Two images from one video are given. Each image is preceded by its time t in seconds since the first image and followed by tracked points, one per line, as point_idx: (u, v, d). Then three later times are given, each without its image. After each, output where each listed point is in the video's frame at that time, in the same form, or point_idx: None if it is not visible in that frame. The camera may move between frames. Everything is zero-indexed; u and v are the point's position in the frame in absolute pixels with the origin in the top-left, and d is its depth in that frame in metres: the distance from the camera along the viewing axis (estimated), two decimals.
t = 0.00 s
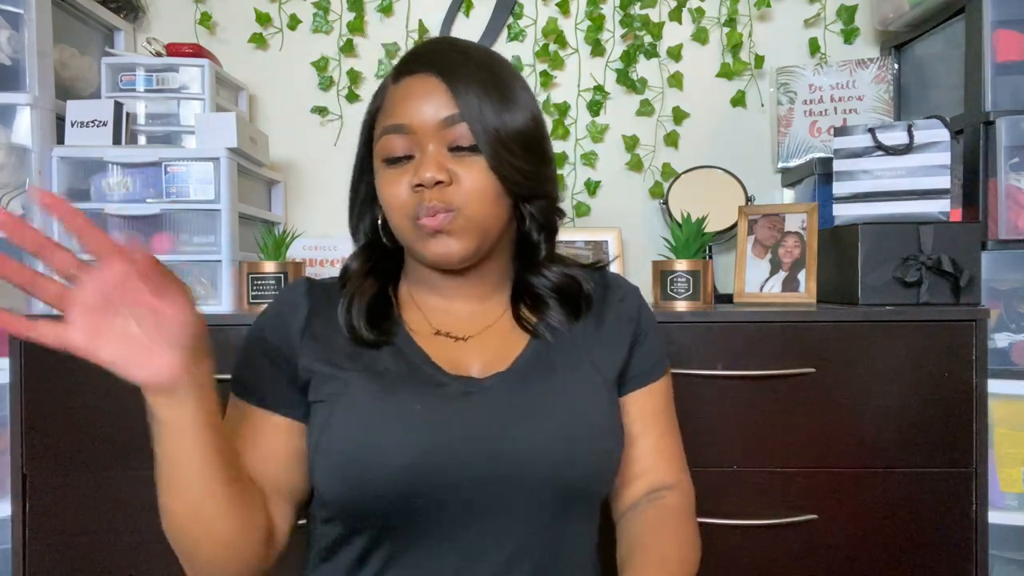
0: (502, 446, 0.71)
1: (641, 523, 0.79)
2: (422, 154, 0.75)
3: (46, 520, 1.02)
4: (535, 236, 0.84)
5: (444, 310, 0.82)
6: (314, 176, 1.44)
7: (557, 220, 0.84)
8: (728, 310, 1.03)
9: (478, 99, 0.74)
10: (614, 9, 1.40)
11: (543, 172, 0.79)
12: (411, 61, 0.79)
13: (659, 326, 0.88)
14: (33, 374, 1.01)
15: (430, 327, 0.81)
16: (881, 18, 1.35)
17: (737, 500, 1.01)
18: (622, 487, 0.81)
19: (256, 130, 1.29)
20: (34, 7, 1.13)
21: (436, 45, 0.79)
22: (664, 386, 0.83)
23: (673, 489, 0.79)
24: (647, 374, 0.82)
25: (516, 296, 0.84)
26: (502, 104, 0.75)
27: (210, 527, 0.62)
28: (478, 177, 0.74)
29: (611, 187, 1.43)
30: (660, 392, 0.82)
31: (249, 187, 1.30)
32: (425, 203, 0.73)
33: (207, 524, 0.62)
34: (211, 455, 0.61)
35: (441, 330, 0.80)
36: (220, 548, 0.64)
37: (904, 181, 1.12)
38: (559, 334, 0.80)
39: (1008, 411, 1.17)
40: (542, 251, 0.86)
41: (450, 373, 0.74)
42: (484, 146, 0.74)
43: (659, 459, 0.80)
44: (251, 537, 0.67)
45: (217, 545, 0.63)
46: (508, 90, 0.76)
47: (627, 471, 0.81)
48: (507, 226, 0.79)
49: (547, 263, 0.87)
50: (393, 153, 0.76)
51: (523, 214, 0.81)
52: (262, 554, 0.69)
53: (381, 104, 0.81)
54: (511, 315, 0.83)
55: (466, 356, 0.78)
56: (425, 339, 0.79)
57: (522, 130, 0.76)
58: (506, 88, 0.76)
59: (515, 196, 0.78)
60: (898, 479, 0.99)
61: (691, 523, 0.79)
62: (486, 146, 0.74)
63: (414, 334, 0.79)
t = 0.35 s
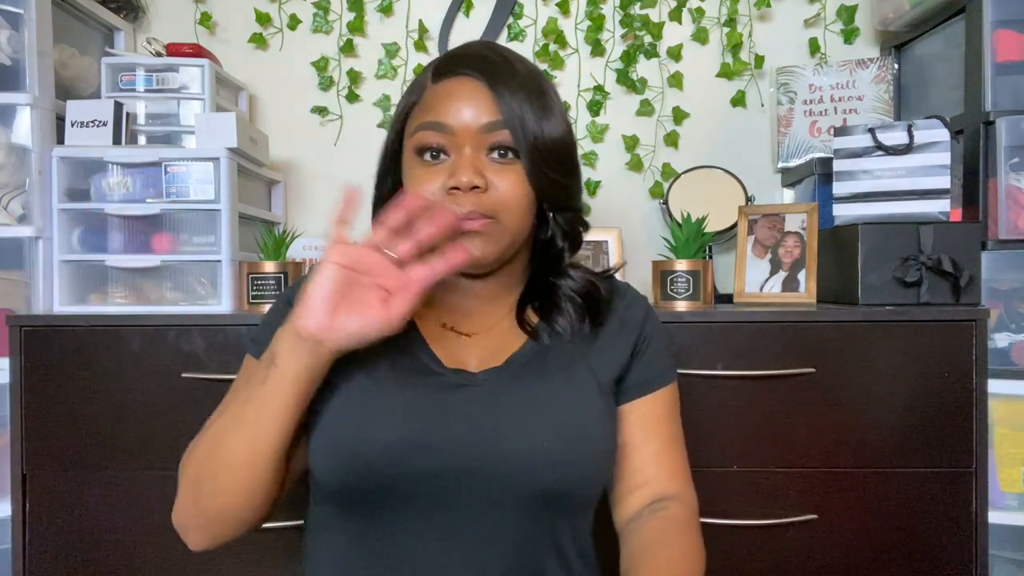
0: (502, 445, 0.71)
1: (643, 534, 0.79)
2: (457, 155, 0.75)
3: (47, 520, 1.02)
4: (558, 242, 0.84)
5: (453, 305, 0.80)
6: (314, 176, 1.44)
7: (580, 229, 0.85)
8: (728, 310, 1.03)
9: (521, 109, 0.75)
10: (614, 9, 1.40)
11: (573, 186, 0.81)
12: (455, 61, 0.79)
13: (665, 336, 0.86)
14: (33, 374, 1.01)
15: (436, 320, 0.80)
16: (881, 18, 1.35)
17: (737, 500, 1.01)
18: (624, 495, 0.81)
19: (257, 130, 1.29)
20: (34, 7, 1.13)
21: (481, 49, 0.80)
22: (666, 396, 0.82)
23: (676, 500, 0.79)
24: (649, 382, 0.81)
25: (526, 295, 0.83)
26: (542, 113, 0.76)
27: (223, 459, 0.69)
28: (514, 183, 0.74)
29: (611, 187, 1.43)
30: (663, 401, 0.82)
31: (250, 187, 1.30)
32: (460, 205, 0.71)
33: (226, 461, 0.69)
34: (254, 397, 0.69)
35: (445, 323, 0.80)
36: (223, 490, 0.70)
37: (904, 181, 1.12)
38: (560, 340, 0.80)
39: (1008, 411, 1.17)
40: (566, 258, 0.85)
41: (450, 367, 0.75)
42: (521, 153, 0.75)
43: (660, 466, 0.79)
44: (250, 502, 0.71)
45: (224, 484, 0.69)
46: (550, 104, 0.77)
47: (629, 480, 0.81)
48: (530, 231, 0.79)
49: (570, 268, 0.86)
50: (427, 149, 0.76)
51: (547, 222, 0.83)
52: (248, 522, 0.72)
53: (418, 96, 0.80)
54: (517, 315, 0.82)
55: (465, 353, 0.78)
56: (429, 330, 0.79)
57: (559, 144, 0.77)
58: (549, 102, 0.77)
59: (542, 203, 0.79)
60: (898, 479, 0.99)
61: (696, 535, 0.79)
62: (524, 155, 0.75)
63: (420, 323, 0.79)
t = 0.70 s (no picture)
0: (503, 445, 0.71)
1: (641, 538, 0.80)
2: (482, 176, 0.75)
3: (47, 520, 1.02)
4: (598, 270, 0.84)
5: (465, 311, 0.82)
6: (314, 176, 1.44)
7: (619, 261, 0.85)
8: (728, 310, 1.03)
9: (559, 142, 0.74)
10: (614, 9, 1.40)
11: (605, 219, 0.80)
12: (497, 74, 0.77)
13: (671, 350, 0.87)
14: (33, 374, 1.01)
15: (447, 322, 0.81)
16: (881, 18, 1.35)
17: (737, 500, 1.01)
18: (622, 502, 0.82)
19: (257, 130, 1.29)
20: (34, 7, 1.13)
21: (529, 65, 0.77)
22: (671, 409, 0.83)
23: (676, 510, 0.81)
24: (655, 394, 0.82)
25: (547, 307, 0.84)
26: (576, 146, 0.75)
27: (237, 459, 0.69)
28: (535, 214, 0.75)
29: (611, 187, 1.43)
30: (666, 412, 0.83)
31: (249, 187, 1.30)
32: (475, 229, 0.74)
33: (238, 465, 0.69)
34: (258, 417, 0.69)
35: (458, 328, 0.80)
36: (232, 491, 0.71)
37: (904, 181, 1.12)
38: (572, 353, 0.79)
39: (1007, 411, 1.17)
40: (604, 286, 0.85)
41: (462, 371, 0.74)
42: (547, 189, 0.75)
43: (660, 477, 0.81)
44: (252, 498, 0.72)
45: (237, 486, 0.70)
46: (587, 134, 0.76)
47: (629, 487, 0.82)
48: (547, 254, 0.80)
49: (607, 295, 0.85)
50: (455, 164, 0.76)
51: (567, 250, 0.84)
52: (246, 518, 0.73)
53: (457, 99, 0.79)
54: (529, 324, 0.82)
55: (477, 355, 0.78)
56: (440, 333, 0.79)
57: (591, 180, 0.76)
58: (587, 133, 0.76)
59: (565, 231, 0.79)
60: (897, 480, 0.99)
61: (693, 543, 0.80)
62: (551, 191, 0.75)
63: (431, 328, 0.79)
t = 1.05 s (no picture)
0: (503, 445, 0.71)
1: (640, 537, 0.80)
2: (484, 162, 0.75)
3: (47, 520, 1.02)
4: (591, 260, 0.86)
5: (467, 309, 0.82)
6: (314, 176, 1.44)
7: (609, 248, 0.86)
8: (728, 310, 1.03)
9: (558, 130, 0.76)
10: (614, 9, 1.40)
11: (600, 207, 0.81)
12: (493, 66, 0.78)
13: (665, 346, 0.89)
14: (33, 374, 1.01)
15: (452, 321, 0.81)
16: (881, 18, 1.35)
17: (737, 500, 1.01)
18: (622, 501, 0.83)
19: (257, 130, 1.29)
20: (34, 7, 1.13)
21: (524, 58, 0.79)
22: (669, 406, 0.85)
23: (672, 507, 0.81)
24: (655, 390, 0.83)
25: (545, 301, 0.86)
26: (575, 132, 0.77)
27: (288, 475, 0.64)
28: (535, 200, 0.75)
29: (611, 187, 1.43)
30: (661, 411, 0.84)
31: (249, 187, 1.30)
32: (478, 212, 0.73)
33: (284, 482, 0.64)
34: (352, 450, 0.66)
35: (464, 323, 0.81)
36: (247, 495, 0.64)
37: (904, 181, 1.12)
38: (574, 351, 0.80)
39: (1008, 411, 1.17)
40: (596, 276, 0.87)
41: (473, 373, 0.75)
42: (548, 173, 0.76)
43: (657, 475, 0.82)
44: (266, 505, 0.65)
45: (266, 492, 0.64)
46: (584, 123, 0.78)
47: (628, 486, 0.83)
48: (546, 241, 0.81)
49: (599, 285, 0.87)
50: (454, 152, 0.76)
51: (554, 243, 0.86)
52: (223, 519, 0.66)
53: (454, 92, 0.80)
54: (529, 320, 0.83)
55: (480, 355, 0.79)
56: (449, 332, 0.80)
57: (588, 165, 0.78)
58: (583, 122, 0.78)
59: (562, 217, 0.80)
60: (898, 479, 0.99)
61: (690, 540, 0.80)
62: (552, 174, 0.76)
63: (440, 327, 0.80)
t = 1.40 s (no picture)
0: (504, 445, 0.71)
1: (643, 534, 0.80)
2: (491, 149, 0.76)
3: (47, 520, 1.02)
4: (584, 254, 0.88)
5: (464, 311, 0.82)
6: (314, 176, 1.44)
7: (605, 244, 0.88)
8: (728, 310, 1.03)
9: (563, 123, 0.77)
10: (614, 9, 1.40)
11: (599, 201, 0.83)
12: (499, 61, 0.80)
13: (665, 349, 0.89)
14: (33, 374, 1.01)
15: (450, 326, 0.80)
16: (881, 18, 1.35)
17: (738, 501, 1.01)
18: (623, 500, 0.82)
19: (257, 130, 1.29)
20: (34, 7, 1.13)
21: (529, 55, 0.81)
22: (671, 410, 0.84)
23: (675, 505, 0.81)
24: (657, 389, 0.83)
25: (547, 299, 0.85)
26: (579, 125, 0.78)
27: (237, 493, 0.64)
28: (540, 187, 0.76)
29: (611, 187, 1.43)
30: (664, 412, 0.83)
31: (249, 187, 1.30)
32: (485, 199, 0.73)
33: (236, 491, 0.64)
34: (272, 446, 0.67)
35: (461, 330, 0.80)
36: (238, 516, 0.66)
37: (904, 181, 1.12)
38: (578, 343, 0.81)
39: (1008, 411, 1.17)
40: (590, 270, 0.88)
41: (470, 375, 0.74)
42: (552, 163, 0.77)
43: (659, 474, 0.81)
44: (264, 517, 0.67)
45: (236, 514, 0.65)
46: (587, 119, 0.80)
47: (629, 486, 0.82)
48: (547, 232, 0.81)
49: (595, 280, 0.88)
50: (461, 141, 0.76)
51: (550, 238, 0.89)
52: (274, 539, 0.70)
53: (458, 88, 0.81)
54: (531, 320, 0.83)
55: (481, 358, 0.77)
56: (445, 337, 0.78)
57: (591, 159, 0.80)
58: (586, 118, 0.79)
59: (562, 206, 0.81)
60: (897, 478, 0.99)
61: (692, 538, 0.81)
62: (556, 164, 0.77)
63: (436, 329, 0.78)
